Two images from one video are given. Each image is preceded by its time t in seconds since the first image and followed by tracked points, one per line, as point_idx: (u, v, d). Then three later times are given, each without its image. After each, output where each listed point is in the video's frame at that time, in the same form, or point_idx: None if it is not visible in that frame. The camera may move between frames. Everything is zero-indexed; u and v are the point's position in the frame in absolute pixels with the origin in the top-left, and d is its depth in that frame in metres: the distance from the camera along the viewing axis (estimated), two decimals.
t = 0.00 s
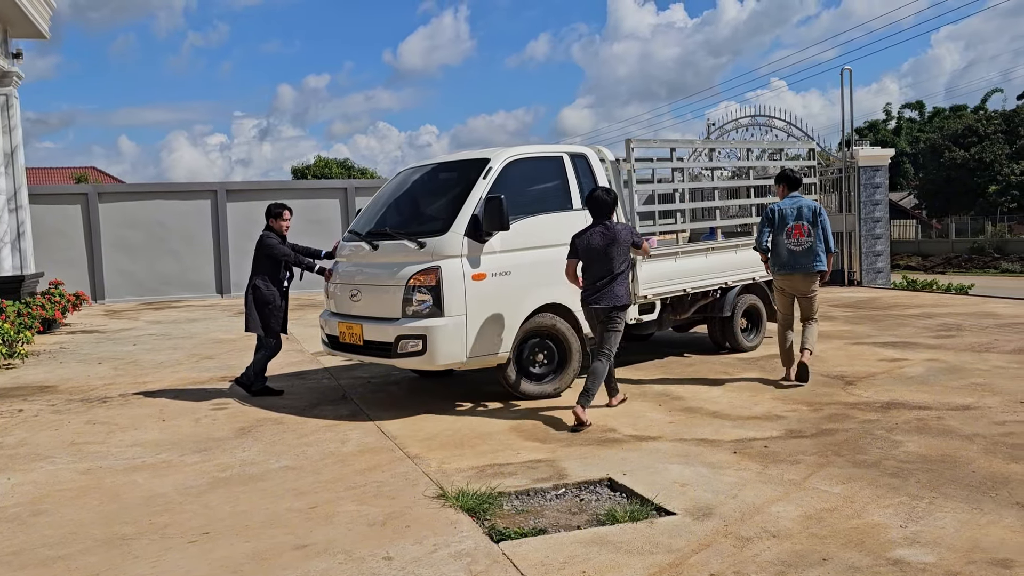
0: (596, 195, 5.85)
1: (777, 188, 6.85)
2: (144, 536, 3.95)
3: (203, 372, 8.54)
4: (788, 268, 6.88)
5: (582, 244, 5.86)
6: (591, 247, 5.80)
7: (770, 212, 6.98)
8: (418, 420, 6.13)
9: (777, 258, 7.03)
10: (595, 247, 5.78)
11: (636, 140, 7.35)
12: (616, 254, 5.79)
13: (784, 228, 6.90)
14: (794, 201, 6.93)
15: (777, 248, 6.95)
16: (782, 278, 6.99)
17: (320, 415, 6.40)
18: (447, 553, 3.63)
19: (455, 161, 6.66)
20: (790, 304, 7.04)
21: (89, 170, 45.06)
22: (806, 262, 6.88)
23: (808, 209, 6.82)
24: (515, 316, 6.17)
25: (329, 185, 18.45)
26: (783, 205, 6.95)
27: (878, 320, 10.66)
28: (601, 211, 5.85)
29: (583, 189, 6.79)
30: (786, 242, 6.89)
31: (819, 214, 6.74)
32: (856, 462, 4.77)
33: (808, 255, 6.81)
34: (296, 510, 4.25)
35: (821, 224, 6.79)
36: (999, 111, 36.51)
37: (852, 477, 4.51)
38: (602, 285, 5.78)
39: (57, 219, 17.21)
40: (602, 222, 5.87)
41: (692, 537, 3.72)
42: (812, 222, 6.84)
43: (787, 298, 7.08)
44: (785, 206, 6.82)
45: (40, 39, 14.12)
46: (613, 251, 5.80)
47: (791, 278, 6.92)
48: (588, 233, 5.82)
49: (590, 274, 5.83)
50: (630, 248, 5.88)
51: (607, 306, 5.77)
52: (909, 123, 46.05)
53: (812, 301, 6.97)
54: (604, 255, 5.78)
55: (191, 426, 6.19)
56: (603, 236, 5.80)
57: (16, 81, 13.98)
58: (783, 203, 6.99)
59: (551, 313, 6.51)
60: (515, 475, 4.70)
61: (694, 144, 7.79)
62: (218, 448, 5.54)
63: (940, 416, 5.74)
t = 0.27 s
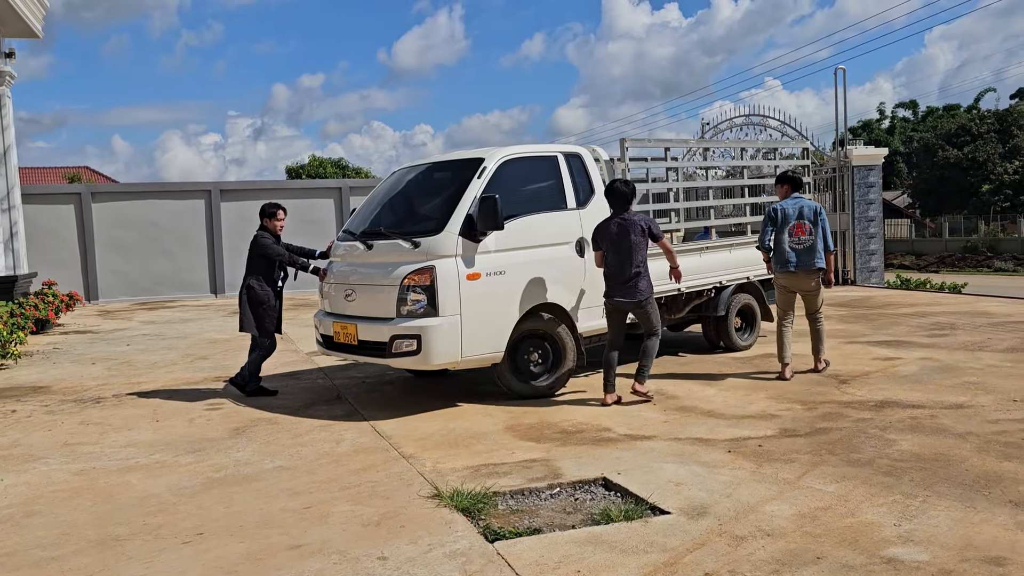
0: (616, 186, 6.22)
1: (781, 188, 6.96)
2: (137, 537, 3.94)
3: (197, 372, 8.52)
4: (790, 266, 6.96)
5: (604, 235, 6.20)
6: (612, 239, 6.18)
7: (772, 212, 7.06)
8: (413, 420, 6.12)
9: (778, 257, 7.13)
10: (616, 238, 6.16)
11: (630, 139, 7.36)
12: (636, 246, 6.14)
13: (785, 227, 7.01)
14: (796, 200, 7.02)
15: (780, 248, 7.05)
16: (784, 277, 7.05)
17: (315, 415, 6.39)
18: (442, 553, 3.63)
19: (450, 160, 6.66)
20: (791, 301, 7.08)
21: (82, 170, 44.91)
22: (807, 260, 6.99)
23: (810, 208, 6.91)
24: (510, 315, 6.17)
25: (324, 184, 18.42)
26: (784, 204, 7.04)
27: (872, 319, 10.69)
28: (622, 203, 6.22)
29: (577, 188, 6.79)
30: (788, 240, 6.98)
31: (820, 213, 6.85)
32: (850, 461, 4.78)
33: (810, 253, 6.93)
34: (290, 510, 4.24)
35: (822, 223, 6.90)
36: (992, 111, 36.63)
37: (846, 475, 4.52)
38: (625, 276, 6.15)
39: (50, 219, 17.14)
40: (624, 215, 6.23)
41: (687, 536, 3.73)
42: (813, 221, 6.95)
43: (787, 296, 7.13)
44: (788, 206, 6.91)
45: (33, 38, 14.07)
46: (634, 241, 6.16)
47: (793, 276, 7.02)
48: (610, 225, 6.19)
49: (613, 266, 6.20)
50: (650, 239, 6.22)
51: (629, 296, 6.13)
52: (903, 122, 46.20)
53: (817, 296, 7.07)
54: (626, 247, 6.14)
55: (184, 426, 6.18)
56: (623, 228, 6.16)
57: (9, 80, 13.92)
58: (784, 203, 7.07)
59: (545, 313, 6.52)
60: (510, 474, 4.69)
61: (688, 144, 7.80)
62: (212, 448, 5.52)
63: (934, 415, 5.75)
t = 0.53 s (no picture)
0: (650, 194, 6.63)
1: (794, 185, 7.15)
2: (131, 537, 3.93)
3: (192, 371, 8.50)
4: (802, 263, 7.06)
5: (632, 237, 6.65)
6: (643, 243, 6.61)
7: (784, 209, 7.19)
8: (408, 419, 6.11)
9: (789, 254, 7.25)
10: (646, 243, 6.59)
11: (625, 137, 7.35)
12: (665, 250, 6.55)
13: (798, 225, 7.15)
14: (807, 199, 7.21)
15: (791, 245, 7.18)
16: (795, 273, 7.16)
17: (310, 414, 6.38)
18: (438, 551, 3.62)
19: (445, 159, 6.65)
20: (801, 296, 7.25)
21: (76, 169, 44.81)
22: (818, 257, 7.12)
23: (823, 208, 7.11)
24: (505, 314, 6.16)
25: (319, 183, 18.40)
26: (796, 202, 7.19)
27: (867, 316, 10.71)
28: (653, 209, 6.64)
29: (572, 186, 6.78)
30: (800, 237, 7.12)
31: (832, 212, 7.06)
32: (845, 458, 4.79)
33: (820, 251, 7.09)
34: (285, 509, 4.24)
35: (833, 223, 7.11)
36: (986, 108, 36.74)
37: (841, 472, 4.53)
38: (656, 279, 6.57)
39: (43, 218, 17.08)
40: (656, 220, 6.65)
41: (683, 534, 3.73)
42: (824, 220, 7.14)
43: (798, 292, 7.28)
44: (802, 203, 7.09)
45: (26, 36, 14.01)
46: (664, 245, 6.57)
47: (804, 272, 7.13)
48: (643, 230, 6.61)
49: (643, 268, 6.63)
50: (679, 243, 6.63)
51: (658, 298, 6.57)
52: (897, 120, 46.33)
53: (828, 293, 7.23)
54: (655, 251, 6.56)
55: (179, 425, 6.16)
56: (654, 233, 6.59)
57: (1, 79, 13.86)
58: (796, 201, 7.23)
59: (540, 311, 6.51)
60: (505, 473, 4.69)
61: (683, 142, 7.79)
62: (207, 447, 5.51)
63: (928, 412, 5.77)
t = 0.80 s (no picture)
0: (660, 184, 6.87)
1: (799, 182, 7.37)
2: (125, 537, 3.91)
3: (186, 371, 8.47)
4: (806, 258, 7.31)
5: (645, 229, 6.81)
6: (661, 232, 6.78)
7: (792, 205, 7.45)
8: (403, 418, 6.10)
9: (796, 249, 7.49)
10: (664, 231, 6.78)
11: (620, 136, 7.35)
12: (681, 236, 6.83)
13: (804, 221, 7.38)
14: (815, 195, 7.39)
15: (797, 240, 7.42)
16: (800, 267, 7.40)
17: (305, 413, 6.37)
18: (433, 550, 3.62)
19: (439, 157, 6.64)
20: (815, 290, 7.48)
21: (70, 168, 44.67)
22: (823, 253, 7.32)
23: (828, 204, 7.30)
24: (500, 312, 6.16)
25: (313, 182, 18.37)
26: (804, 199, 7.42)
27: (861, 314, 10.74)
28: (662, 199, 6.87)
29: (567, 184, 6.78)
30: (805, 233, 7.36)
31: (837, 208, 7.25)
32: (839, 456, 4.80)
33: (824, 246, 7.29)
34: (280, 509, 4.23)
35: (838, 219, 7.30)
36: (980, 106, 36.87)
37: (836, 470, 4.54)
38: (675, 265, 6.81)
39: (37, 217, 17.01)
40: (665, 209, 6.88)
41: (678, 532, 3.73)
42: (830, 216, 7.34)
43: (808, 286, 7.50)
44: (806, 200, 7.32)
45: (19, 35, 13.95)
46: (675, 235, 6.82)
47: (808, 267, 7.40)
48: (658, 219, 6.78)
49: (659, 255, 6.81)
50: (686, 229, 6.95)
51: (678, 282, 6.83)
52: (891, 119, 46.47)
53: (830, 288, 7.43)
54: (674, 238, 6.80)
55: (173, 424, 6.14)
56: (669, 221, 6.81)
57: None
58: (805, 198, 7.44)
59: (535, 309, 6.51)
60: (500, 471, 4.69)
61: (678, 140, 7.79)
62: (201, 447, 5.49)
63: (923, 409, 5.78)
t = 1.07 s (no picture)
0: (666, 187, 7.12)
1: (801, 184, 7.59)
2: (120, 537, 3.90)
3: (181, 370, 8.45)
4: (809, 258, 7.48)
5: (658, 230, 6.95)
6: (674, 232, 6.98)
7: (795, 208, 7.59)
8: (399, 417, 6.09)
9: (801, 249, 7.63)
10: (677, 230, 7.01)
11: (616, 134, 7.35)
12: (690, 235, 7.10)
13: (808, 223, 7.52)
14: (817, 196, 7.50)
15: (802, 241, 7.57)
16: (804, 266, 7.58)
17: (300, 412, 6.36)
18: (428, 549, 3.61)
19: (434, 156, 6.63)
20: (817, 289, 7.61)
21: (64, 167, 44.55)
22: (827, 253, 7.44)
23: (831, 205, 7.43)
24: (496, 311, 6.15)
25: (309, 180, 18.34)
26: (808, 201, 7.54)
27: (856, 313, 10.76)
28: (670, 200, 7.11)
29: (562, 183, 6.78)
30: (810, 234, 7.50)
31: (839, 209, 7.34)
32: (835, 454, 4.80)
33: (828, 246, 7.40)
34: (275, 508, 4.22)
35: (841, 219, 7.39)
36: (974, 105, 36.99)
37: (831, 468, 4.54)
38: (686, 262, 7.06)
39: (31, 216, 16.96)
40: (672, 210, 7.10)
41: (673, 531, 3.73)
42: (833, 216, 7.43)
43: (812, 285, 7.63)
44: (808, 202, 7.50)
45: (12, 33, 13.89)
46: (686, 234, 7.02)
47: (813, 267, 7.55)
48: (670, 219, 6.97)
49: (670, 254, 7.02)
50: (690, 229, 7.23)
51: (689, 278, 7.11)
52: (886, 118, 46.57)
53: (834, 288, 7.52)
54: (685, 237, 7.05)
55: (168, 424, 6.12)
56: (679, 221, 7.05)
57: None
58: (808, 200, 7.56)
59: (530, 308, 6.51)
60: (496, 470, 4.68)
61: (673, 139, 7.79)
62: (196, 446, 5.48)
63: (917, 407, 5.80)
